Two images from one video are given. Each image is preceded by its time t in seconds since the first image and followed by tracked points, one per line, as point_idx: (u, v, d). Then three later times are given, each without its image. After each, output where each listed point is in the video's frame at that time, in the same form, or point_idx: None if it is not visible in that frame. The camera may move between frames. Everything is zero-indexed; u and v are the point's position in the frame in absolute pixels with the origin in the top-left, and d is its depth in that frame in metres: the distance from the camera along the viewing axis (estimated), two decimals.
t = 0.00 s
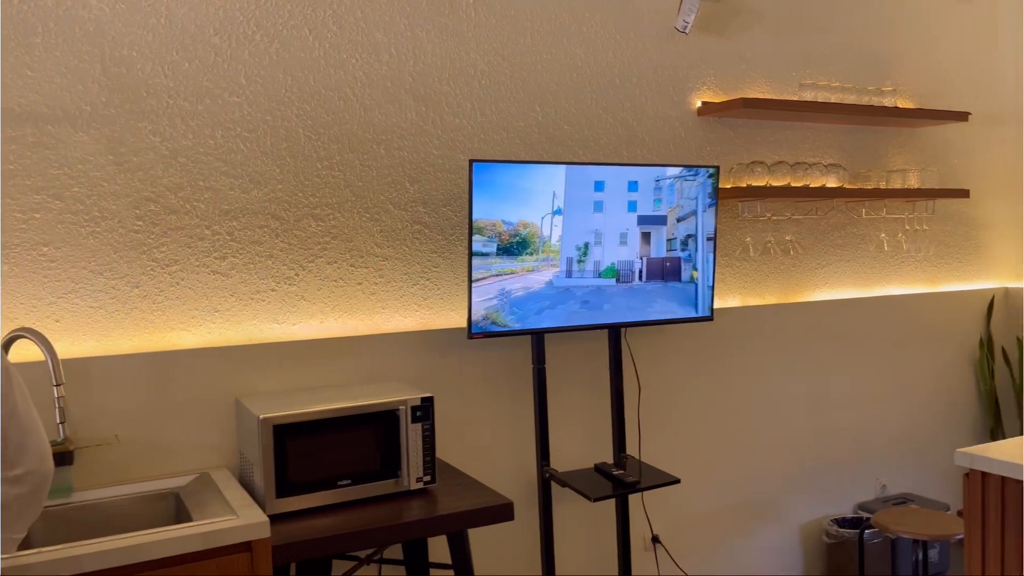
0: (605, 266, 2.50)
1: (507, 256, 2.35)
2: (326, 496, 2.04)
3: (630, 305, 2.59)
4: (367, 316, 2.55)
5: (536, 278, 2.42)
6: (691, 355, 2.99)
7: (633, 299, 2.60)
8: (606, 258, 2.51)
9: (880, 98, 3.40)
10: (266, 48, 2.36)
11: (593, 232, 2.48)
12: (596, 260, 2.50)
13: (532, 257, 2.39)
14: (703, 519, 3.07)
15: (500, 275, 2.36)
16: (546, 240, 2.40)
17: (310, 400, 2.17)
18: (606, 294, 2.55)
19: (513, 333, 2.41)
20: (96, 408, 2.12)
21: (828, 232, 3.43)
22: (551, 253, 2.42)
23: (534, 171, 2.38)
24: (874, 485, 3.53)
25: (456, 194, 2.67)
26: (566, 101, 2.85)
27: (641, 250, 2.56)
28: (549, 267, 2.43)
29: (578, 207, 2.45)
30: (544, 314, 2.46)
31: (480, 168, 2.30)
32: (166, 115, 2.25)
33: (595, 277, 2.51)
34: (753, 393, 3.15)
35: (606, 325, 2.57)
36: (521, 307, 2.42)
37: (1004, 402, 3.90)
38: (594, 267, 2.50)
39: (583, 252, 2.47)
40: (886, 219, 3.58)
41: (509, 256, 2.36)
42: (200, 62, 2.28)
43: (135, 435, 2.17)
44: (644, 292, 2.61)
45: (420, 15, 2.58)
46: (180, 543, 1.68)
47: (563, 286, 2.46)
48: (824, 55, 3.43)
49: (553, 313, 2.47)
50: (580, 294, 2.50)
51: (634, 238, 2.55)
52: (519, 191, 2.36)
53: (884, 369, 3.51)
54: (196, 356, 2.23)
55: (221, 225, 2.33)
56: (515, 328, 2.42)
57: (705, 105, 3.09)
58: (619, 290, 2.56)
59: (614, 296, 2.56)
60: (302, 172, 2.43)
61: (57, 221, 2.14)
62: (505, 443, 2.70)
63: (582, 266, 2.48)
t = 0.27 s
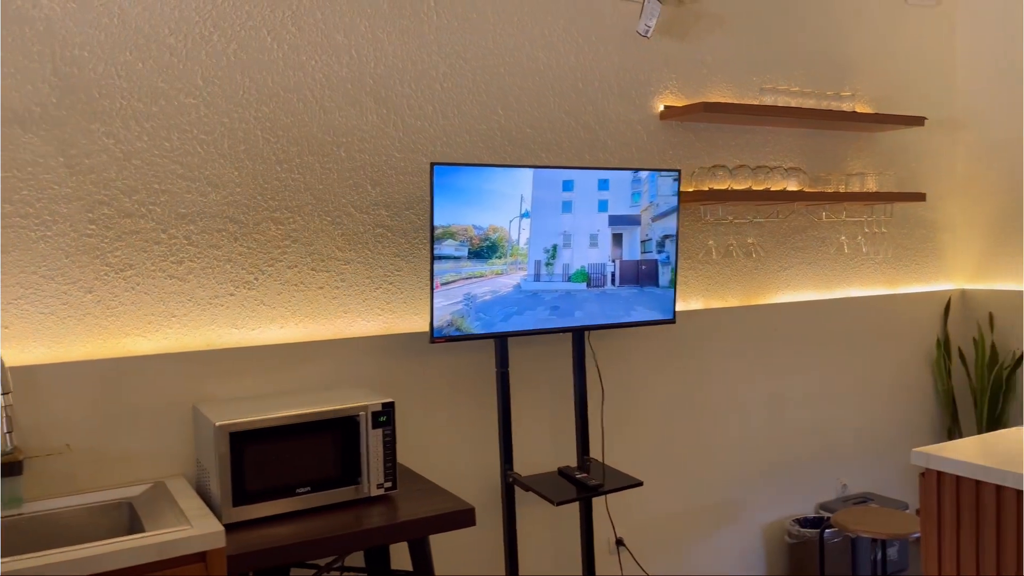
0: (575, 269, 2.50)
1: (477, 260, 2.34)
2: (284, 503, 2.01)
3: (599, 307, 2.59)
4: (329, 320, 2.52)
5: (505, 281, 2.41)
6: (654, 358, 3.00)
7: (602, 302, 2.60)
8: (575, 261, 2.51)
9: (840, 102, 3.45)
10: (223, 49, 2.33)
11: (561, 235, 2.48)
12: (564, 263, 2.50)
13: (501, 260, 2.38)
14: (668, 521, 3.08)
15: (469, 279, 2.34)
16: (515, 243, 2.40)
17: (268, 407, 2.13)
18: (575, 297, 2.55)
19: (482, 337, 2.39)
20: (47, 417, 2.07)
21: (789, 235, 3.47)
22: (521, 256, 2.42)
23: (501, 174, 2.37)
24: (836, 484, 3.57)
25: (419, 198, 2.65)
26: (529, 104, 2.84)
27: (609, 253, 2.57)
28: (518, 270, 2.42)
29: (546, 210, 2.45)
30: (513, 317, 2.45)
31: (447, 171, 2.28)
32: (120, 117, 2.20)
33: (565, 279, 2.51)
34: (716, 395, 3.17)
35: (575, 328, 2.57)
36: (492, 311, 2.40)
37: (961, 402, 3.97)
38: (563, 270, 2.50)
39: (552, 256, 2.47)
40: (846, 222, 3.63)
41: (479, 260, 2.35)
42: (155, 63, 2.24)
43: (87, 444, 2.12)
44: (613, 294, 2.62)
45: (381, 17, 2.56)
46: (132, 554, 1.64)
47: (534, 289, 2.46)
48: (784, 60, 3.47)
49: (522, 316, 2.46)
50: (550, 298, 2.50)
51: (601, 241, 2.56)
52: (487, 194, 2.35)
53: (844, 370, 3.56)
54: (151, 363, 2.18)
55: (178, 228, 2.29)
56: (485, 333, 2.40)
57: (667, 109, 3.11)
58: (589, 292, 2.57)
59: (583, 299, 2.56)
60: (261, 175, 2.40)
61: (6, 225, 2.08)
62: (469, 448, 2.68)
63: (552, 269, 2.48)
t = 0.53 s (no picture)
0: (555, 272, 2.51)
1: (459, 264, 2.33)
2: (247, 511, 1.98)
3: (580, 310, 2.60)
4: (293, 325, 2.49)
5: (484, 285, 2.40)
6: (622, 361, 3.01)
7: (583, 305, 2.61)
8: (555, 264, 2.52)
9: (805, 107, 3.48)
10: (184, 50, 2.29)
11: (541, 239, 2.49)
12: (543, 267, 2.50)
13: (480, 264, 2.38)
14: (636, 523, 3.08)
15: (450, 283, 2.33)
16: (493, 247, 2.39)
17: (230, 413, 2.10)
18: (556, 301, 2.55)
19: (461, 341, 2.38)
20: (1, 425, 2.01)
21: (756, 237, 3.50)
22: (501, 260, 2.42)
23: (478, 177, 2.37)
24: (802, 485, 3.61)
25: (385, 201, 2.63)
26: (496, 107, 2.84)
27: (588, 257, 2.58)
28: (497, 274, 2.42)
29: (524, 214, 2.45)
30: (492, 321, 2.44)
31: (415, 172, 2.26)
32: (77, 118, 2.16)
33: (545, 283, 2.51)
34: (684, 397, 3.18)
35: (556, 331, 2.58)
36: (474, 316, 2.40)
37: (924, 401, 4.03)
38: (544, 273, 2.51)
39: (533, 260, 2.48)
40: (811, 225, 3.67)
41: (460, 263, 2.34)
42: (114, 63, 2.20)
43: (44, 452, 2.06)
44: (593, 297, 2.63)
45: (346, 18, 2.54)
46: (88, 566, 1.60)
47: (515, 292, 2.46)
48: (750, 64, 3.50)
49: (501, 320, 2.46)
50: (532, 301, 2.50)
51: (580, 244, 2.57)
52: (464, 198, 2.35)
53: (810, 371, 3.60)
54: (110, 369, 2.14)
55: (137, 232, 2.24)
56: (466, 336, 2.40)
57: (634, 112, 3.12)
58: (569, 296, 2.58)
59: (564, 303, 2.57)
60: (223, 177, 2.36)
61: None
62: (436, 452, 2.66)
63: (533, 273, 2.48)
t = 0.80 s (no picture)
0: (538, 274, 2.53)
1: (443, 266, 2.34)
2: (208, 519, 1.94)
3: (562, 311, 2.62)
4: (257, 329, 2.45)
5: (465, 287, 2.41)
6: (590, 363, 3.01)
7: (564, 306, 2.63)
8: (537, 266, 2.54)
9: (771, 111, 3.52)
10: (144, 50, 2.25)
11: (521, 241, 2.50)
12: (522, 269, 2.51)
13: (461, 266, 2.38)
14: (605, 526, 3.08)
15: (433, 285, 2.34)
16: (474, 249, 2.40)
17: (190, 419, 2.06)
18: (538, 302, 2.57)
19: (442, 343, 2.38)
20: None
21: (723, 240, 3.52)
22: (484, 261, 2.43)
23: (458, 180, 2.37)
24: (770, 486, 3.64)
25: (350, 204, 2.61)
26: (464, 109, 2.82)
27: (564, 258, 2.60)
28: (478, 276, 2.42)
29: (505, 217, 2.47)
30: (473, 323, 2.44)
31: (380, 175, 2.23)
32: (33, 119, 2.11)
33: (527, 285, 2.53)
34: (652, 400, 3.19)
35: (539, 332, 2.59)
36: (458, 318, 2.40)
37: (888, 402, 4.09)
38: (527, 275, 2.52)
39: (516, 261, 2.50)
40: (777, 228, 3.71)
41: (444, 265, 2.35)
42: (71, 63, 2.15)
43: None
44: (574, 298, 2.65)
45: (311, 19, 2.51)
46: None
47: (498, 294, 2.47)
48: (716, 68, 3.53)
49: (481, 322, 2.46)
50: (515, 303, 2.52)
51: (559, 245, 2.60)
52: (444, 201, 2.35)
53: (777, 373, 3.63)
54: (66, 375, 2.09)
55: (95, 235, 2.20)
56: (448, 338, 2.40)
57: (602, 116, 3.13)
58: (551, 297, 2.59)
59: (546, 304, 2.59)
60: (184, 180, 2.32)
61: None
62: (403, 457, 2.64)
63: (515, 274, 2.50)
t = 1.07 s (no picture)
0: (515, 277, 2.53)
1: (423, 269, 2.33)
2: (172, 528, 1.91)
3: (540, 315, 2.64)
4: (225, 334, 2.42)
5: (444, 290, 2.40)
6: (562, 366, 3.01)
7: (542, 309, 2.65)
8: (514, 269, 2.54)
9: (741, 115, 3.55)
10: (108, 51, 2.21)
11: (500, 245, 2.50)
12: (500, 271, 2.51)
13: (441, 269, 2.38)
14: (577, 530, 3.08)
15: (413, 288, 2.33)
16: (453, 253, 2.39)
17: (155, 426, 2.02)
18: (517, 305, 2.58)
19: (418, 346, 2.36)
20: None
21: (694, 243, 3.54)
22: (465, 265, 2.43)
23: (438, 183, 2.36)
24: (741, 487, 3.66)
25: (320, 207, 2.58)
26: (435, 112, 2.81)
27: (540, 261, 2.60)
28: (457, 279, 2.42)
29: (484, 220, 2.46)
30: (451, 326, 2.43)
31: (350, 178, 2.20)
32: None
33: (506, 288, 2.54)
34: (624, 403, 3.20)
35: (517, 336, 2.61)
36: (438, 321, 2.40)
37: (857, 403, 4.13)
38: (507, 278, 2.53)
39: (497, 265, 2.50)
40: (748, 231, 3.73)
41: (424, 269, 2.34)
42: (32, 63, 2.11)
43: None
44: (552, 302, 2.67)
45: (280, 20, 2.49)
46: None
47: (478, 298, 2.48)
48: (687, 72, 3.55)
49: (459, 325, 2.45)
50: (495, 306, 2.52)
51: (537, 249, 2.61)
52: (423, 205, 2.34)
53: (748, 375, 3.65)
54: (27, 381, 2.04)
55: (57, 238, 2.16)
56: (426, 341, 2.39)
57: (574, 119, 3.13)
58: (530, 301, 2.61)
59: (524, 307, 2.60)
60: (149, 182, 2.28)
61: None
62: (373, 462, 2.62)
63: (495, 278, 2.51)
